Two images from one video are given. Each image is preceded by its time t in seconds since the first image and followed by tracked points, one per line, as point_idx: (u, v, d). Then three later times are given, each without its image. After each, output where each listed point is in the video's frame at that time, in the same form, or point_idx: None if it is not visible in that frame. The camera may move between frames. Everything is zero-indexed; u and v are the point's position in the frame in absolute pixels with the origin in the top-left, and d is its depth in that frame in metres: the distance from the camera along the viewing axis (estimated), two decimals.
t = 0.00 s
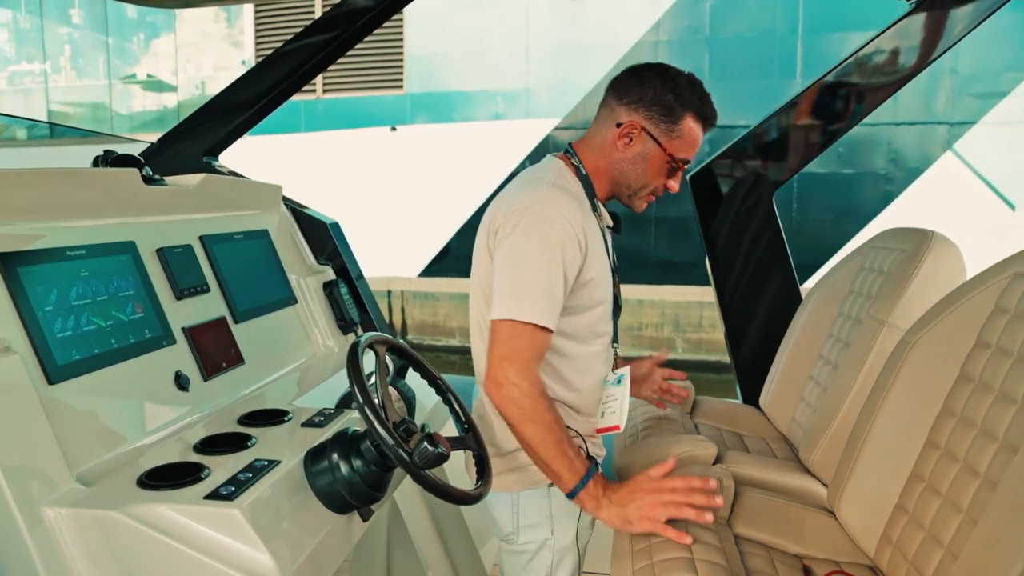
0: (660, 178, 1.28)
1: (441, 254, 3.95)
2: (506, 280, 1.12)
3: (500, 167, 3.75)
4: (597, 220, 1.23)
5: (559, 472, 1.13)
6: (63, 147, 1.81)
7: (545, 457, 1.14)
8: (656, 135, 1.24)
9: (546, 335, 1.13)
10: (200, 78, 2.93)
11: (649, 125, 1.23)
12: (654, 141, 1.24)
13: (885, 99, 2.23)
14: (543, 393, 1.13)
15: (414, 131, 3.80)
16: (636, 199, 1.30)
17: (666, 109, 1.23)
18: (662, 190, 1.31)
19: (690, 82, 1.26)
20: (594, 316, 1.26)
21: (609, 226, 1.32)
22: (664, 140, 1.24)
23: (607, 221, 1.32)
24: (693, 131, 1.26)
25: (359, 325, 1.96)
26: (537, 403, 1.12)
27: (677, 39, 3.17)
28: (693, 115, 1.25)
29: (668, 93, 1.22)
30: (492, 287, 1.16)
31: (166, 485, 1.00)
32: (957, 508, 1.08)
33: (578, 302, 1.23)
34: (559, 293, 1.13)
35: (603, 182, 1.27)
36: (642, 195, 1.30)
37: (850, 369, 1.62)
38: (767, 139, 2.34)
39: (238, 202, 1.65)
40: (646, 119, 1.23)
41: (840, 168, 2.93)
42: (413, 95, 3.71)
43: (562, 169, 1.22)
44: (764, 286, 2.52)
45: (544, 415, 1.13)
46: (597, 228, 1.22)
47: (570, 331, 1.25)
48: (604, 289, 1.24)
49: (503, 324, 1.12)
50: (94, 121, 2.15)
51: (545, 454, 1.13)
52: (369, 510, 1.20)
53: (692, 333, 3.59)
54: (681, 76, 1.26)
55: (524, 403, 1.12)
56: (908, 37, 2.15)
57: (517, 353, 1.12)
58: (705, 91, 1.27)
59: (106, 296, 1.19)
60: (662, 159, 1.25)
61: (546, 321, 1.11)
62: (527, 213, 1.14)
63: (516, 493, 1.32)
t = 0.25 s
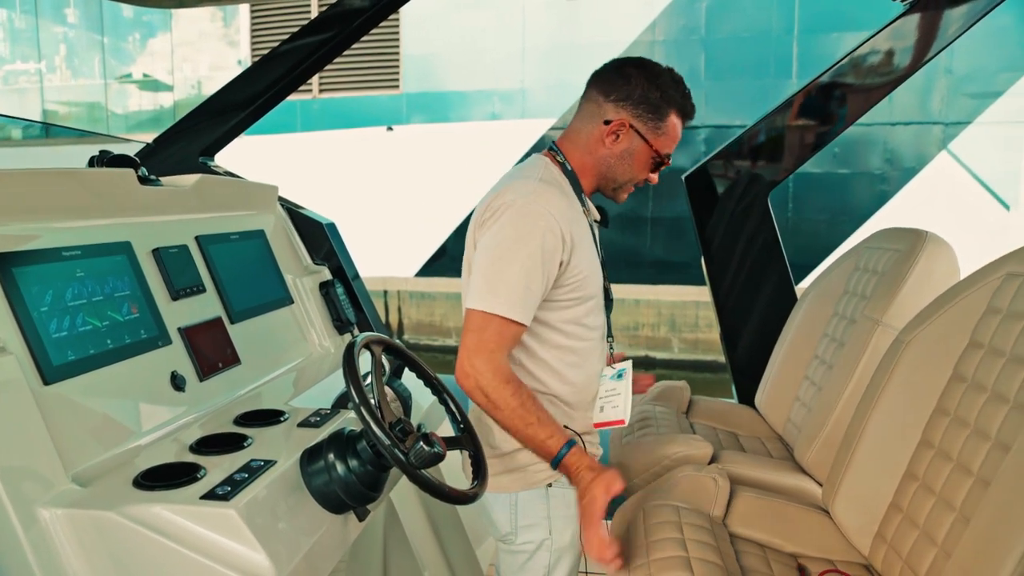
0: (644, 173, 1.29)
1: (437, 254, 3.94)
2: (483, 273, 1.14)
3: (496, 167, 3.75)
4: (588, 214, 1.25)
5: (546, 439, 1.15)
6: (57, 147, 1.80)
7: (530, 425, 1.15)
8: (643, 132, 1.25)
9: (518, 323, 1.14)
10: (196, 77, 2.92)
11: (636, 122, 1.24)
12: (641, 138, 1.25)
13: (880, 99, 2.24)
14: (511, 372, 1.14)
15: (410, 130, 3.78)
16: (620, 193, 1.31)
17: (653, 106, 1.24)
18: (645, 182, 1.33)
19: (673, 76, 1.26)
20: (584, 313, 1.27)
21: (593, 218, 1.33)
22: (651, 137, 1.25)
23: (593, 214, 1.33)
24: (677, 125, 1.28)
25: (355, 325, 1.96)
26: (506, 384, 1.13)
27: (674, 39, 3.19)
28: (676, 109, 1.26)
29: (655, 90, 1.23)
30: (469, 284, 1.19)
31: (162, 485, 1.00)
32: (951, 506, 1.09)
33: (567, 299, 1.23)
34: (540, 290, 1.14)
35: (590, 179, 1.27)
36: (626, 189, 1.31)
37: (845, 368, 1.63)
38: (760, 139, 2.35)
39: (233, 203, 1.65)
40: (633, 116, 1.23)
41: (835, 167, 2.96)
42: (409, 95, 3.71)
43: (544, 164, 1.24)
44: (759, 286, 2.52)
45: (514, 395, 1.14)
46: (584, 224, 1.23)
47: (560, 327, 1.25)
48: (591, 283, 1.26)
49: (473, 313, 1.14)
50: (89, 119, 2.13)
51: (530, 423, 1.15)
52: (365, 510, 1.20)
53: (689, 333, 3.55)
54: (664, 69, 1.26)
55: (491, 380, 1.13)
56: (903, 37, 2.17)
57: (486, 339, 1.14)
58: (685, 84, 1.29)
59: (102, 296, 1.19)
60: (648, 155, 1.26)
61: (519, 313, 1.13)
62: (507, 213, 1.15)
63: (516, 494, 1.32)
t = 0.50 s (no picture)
0: (636, 171, 1.30)
1: (434, 254, 3.93)
2: (478, 279, 1.15)
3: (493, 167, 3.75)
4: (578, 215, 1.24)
5: (529, 462, 1.14)
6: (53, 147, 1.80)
7: (516, 447, 1.14)
8: (638, 132, 1.25)
9: (517, 330, 1.14)
10: (193, 77, 2.93)
11: (632, 122, 1.24)
12: (636, 138, 1.25)
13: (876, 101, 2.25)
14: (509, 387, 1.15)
15: (408, 130, 3.79)
16: (611, 191, 1.32)
17: (647, 105, 1.24)
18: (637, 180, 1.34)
19: (665, 75, 1.27)
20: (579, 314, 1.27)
21: (589, 222, 1.33)
22: (645, 136, 1.26)
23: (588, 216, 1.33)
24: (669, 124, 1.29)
25: (353, 326, 1.96)
26: (502, 399, 1.14)
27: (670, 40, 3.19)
28: (669, 108, 1.27)
29: (650, 89, 1.23)
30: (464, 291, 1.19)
31: (159, 485, 1.00)
32: (944, 505, 1.10)
33: (561, 300, 1.24)
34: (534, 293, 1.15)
35: (585, 179, 1.27)
36: (617, 187, 1.32)
37: (840, 368, 1.64)
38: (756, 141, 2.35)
39: (230, 203, 1.65)
40: (628, 116, 1.24)
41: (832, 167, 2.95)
42: (406, 95, 3.71)
43: (536, 168, 1.24)
44: (756, 287, 2.53)
45: (506, 411, 1.14)
46: (577, 225, 1.23)
47: (555, 329, 1.25)
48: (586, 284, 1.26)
49: (473, 322, 1.15)
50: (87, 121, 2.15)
51: (517, 445, 1.14)
52: (362, 510, 1.21)
53: (686, 332, 3.54)
54: (656, 68, 1.27)
55: (487, 396, 1.14)
56: (898, 39, 2.17)
57: (485, 348, 1.14)
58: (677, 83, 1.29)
59: (99, 296, 1.19)
60: (641, 155, 1.27)
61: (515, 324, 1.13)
62: (498, 220, 1.15)
63: (509, 493, 1.32)
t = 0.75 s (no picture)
0: (636, 178, 1.30)
1: (432, 254, 3.93)
2: (484, 289, 1.15)
3: (491, 168, 3.76)
4: (574, 222, 1.26)
5: (541, 479, 1.17)
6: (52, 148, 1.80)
7: (535, 461, 1.16)
8: (638, 137, 1.26)
9: (529, 339, 1.16)
10: (191, 77, 2.94)
11: (632, 127, 1.25)
12: (635, 143, 1.26)
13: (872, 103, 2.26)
14: (526, 404, 1.16)
15: (405, 130, 3.80)
16: (610, 196, 1.32)
17: (648, 111, 1.25)
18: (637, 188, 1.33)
19: (669, 83, 1.27)
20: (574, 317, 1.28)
21: (586, 228, 1.33)
22: (645, 142, 1.26)
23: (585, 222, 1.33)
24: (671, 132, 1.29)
25: (351, 328, 1.96)
26: (518, 414, 1.15)
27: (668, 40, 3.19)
28: (671, 116, 1.27)
29: (652, 96, 1.23)
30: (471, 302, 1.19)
31: (159, 485, 1.01)
32: (939, 505, 1.10)
33: (556, 304, 1.24)
34: (533, 297, 1.15)
35: (583, 182, 1.28)
36: (617, 193, 1.31)
37: (836, 369, 1.64)
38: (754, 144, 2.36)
39: (229, 205, 1.65)
40: (629, 121, 1.24)
41: (829, 167, 2.97)
42: (404, 96, 3.71)
43: (536, 175, 1.24)
44: (753, 288, 2.53)
45: (521, 426, 1.15)
46: (572, 228, 1.24)
47: (550, 336, 1.27)
48: (580, 292, 1.27)
49: (484, 335, 1.15)
50: (85, 122, 2.28)
51: (534, 459, 1.16)
52: (360, 511, 1.21)
53: (684, 333, 3.49)
54: (660, 75, 1.27)
55: (506, 412, 1.15)
56: (894, 42, 2.18)
57: (499, 361, 1.15)
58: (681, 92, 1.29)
59: (97, 298, 1.20)
60: (641, 161, 1.27)
61: (523, 336, 1.15)
62: (495, 221, 1.16)
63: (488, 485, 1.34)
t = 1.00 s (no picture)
0: (630, 176, 1.27)
1: (431, 254, 3.94)
2: (487, 293, 1.17)
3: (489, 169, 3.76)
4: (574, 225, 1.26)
5: (543, 480, 1.17)
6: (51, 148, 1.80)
7: (537, 463, 1.17)
8: (627, 130, 1.25)
9: (532, 343, 1.17)
10: (190, 77, 2.95)
11: (620, 120, 1.25)
12: (624, 136, 1.25)
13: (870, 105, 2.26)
14: (529, 407, 1.16)
15: (404, 130, 3.82)
16: (608, 197, 1.29)
17: (636, 105, 1.25)
18: (637, 190, 1.29)
19: (666, 83, 1.27)
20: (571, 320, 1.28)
21: (587, 235, 1.33)
22: (634, 134, 1.25)
23: (587, 229, 1.33)
24: (667, 129, 1.27)
25: (349, 328, 1.96)
26: (522, 417, 1.15)
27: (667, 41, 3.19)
28: (665, 113, 1.26)
29: (639, 88, 1.24)
30: (474, 306, 1.21)
31: (157, 486, 1.01)
32: (935, 506, 1.11)
33: (555, 306, 1.25)
34: (535, 300, 1.16)
35: (575, 178, 1.28)
36: (614, 194, 1.29)
37: (833, 369, 1.65)
38: (751, 146, 2.37)
39: (227, 206, 1.65)
40: (617, 113, 1.25)
41: (827, 168, 2.96)
42: (403, 96, 3.70)
43: (540, 180, 1.25)
44: (751, 289, 2.54)
45: (525, 428, 1.16)
46: (571, 229, 1.25)
47: (552, 342, 1.28)
48: (578, 297, 1.27)
49: (487, 339, 1.15)
50: (84, 122, 2.29)
51: (536, 461, 1.17)
52: (358, 511, 1.21)
53: (681, 332, 3.62)
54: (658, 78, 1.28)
55: (510, 415, 1.15)
56: (891, 45, 2.19)
57: (502, 363, 1.16)
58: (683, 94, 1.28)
59: (96, 299, 1.20)
60: (631, 155, 1.26)
61: (527, 337, 1.16)
62: (498, 229, 1.17)
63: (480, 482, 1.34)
